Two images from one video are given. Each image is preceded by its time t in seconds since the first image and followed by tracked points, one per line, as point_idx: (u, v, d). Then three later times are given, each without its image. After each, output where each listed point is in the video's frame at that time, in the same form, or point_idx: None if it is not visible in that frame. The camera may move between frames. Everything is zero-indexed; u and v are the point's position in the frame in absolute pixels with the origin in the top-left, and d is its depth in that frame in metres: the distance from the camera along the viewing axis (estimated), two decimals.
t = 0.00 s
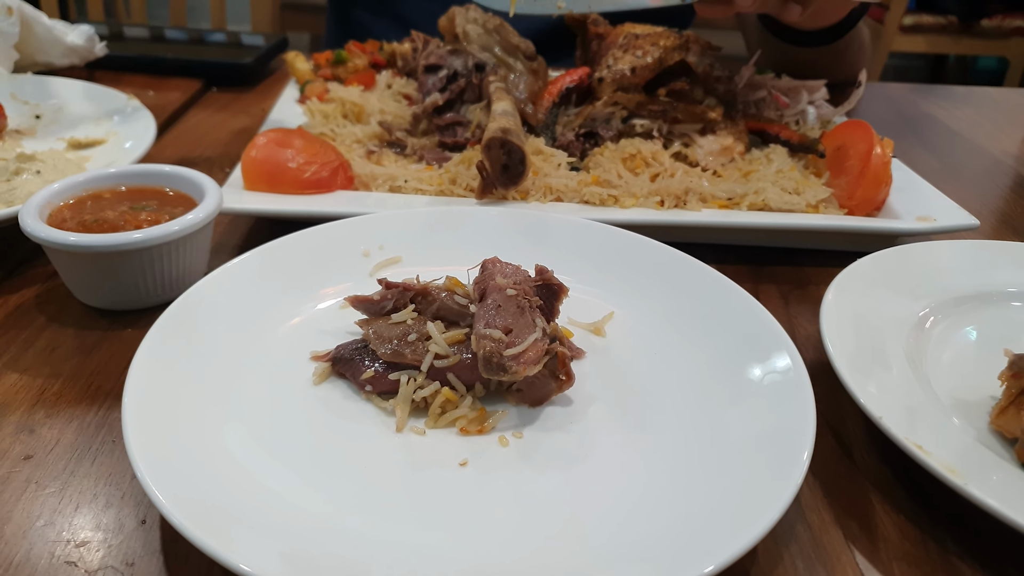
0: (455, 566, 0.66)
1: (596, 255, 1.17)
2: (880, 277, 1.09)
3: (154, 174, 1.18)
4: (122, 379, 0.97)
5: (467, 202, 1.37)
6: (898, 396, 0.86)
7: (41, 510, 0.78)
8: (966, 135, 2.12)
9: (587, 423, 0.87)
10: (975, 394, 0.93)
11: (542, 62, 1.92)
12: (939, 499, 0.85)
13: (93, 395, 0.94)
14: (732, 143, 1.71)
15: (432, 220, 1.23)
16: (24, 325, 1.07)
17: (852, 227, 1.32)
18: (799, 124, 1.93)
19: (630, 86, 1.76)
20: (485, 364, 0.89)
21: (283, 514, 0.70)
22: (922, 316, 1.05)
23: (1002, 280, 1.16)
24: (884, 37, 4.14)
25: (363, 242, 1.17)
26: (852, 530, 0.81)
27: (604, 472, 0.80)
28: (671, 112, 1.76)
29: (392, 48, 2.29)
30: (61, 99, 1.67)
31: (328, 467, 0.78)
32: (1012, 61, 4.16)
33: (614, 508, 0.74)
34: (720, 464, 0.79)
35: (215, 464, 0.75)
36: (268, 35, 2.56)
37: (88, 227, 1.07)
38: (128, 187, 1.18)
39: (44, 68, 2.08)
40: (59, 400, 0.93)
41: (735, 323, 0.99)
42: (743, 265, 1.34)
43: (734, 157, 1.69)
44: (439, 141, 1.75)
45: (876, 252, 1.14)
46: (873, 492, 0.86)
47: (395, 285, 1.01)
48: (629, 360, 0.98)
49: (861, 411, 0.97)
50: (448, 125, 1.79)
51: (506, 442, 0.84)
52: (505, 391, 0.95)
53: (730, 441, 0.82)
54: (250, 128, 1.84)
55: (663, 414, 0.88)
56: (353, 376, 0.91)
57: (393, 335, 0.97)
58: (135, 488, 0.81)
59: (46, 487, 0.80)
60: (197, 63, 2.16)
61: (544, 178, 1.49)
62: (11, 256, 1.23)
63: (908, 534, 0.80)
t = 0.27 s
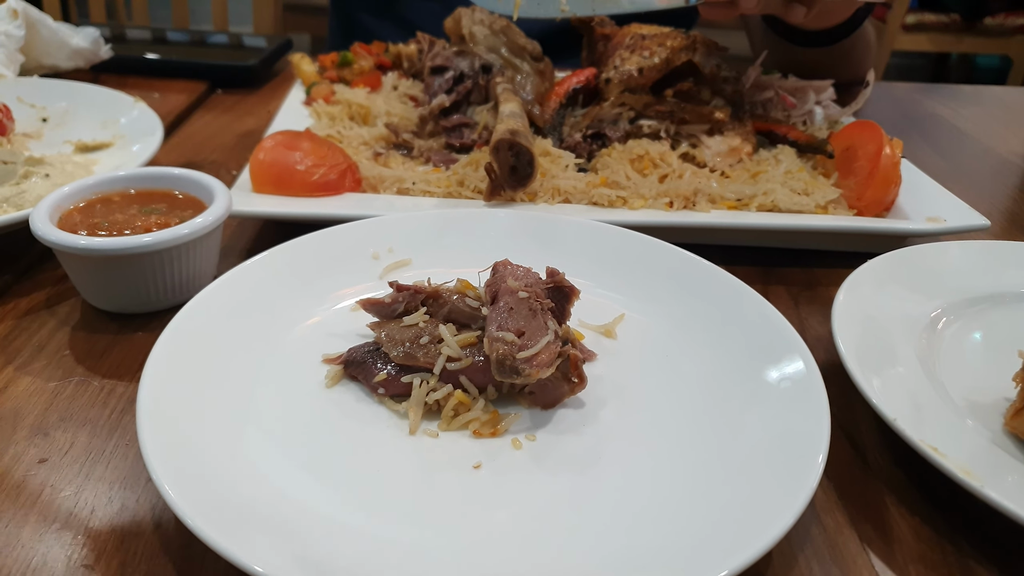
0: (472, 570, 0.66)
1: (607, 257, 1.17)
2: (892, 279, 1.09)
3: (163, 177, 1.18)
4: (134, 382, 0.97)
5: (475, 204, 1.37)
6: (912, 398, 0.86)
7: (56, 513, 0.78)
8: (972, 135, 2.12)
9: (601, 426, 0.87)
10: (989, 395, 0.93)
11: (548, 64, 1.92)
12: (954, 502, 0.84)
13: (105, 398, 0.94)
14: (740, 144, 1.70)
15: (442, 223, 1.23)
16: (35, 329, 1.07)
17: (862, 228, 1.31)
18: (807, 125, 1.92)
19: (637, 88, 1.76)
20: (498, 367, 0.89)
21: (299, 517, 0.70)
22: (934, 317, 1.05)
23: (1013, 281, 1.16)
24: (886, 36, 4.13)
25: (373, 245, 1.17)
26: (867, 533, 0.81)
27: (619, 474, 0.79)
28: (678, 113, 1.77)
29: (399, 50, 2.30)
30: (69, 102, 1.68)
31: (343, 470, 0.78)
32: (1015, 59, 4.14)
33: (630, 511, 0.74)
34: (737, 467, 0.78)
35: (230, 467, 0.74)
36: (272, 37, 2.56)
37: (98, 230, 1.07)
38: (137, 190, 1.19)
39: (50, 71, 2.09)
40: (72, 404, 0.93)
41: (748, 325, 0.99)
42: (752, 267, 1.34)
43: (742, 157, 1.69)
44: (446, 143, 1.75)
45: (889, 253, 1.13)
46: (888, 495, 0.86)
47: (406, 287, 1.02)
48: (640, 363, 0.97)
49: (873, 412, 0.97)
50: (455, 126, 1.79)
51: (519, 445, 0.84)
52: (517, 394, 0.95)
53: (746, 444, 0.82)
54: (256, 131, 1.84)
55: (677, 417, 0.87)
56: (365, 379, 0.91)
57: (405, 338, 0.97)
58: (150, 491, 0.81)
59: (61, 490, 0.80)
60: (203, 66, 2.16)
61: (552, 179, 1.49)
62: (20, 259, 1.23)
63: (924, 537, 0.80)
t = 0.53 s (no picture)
0: (485, 564, 0.66)
1: (613, 250, 1.17)
2: (901, 269, 1.08)
3: (167, 175, 1.18)
4: (141, 380, 0.97)
5: (480, 199, 1.37)
6: (924, 389, 0.85)
7: (65, 512, 0.78)
8: (978, 125, 2.11)
9: (610, 420, 0.87)
10: (999, 385, 0.92)
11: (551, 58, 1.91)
12: (966, 492, 0.84)
13: (113, 397, 0.94)
14: (745, 137, 1.70)
15: (448, 217, 1.22)
16: (41, 328, 1.07)
17: (869, 219, 1.31)
18: (811, 117, 1.92)
19: (641, 81, 1.75)
20: (506, 361, 0.89)
21: (309, 513, 0.70)
22: (943, 307, 1.04)
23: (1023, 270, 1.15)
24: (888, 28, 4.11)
25: (379, 241, 1.17)
26: (879, 524, 0.80)
27: (629, 468, 0.79)
28: (683, 105, 1.76)
29: (400, 46, 2.29)
30: (71, 102, 1.68)
31: (352, 466, 0.77)
32: (1017, 49, 4.12)
33: (641, 504, 0.74)
34: (748, 460, 0.78)
35: (239, 464, 0.74)
36: (273, 35, 2.55)
37: (103, 229, 1.07)
38: (141, 188, 1.18)
39: (51, 71, 2.08)
40: (79, 403, 0.93)
41: (757, 317, 0.98)
42: (759, 259, 1.34)
43: (747, 150, 1.68)
44: (449, 138, 1.74)
45: (900, 243, 1.12)
46: (899, 486, 0.85)
47: (412, 283, 1.01)
48: (649, 356, 0.97)
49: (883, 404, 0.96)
50: (458, 122, 1.79)
51: (528, 439, 0.84)
52: (525, 389, 0.94)
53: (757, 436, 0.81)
54: (259, 128, 1.84)
55: (687, 410, 0.87)
56: (373, 375, 0.91)
57: (412, 334, 0.97)
58: (159, 489, 0.81)
59: (70, 490, 0.80)
60: (204, 64, 2.16)
61: (556, 174, 1.48)
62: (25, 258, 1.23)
63: (936, 528, 0.80)
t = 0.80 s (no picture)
0: (485, 563, 0.66)
1: (611, 248, 1.17)
2: (898, 266, 1.08)
3: (166, 177, 1.18)
4: (140, 381, 0.97)
5: (477, 198, 1.38)
6: (921, 385, 0.86)
7: (66, 513, 0.78)
8: (975, 121, 2.11)
9: (609, 418, 0.87)
10: (997, 380, 0.93)
11: (548, 57, 1.90)
12: (964, 487, 0.84)
13: (112, 398, 0.94)
14: (742, 134, 1.70)
15: (446, 217, 1.23)
16: (41, 330, 1.07)
17: (867, 216, 1.31)
18: (808, 114, 1.92)
19: (638, 79, 1.76)
20: (504, 360, 0.89)
21: (309, 513, 0.70)
22: (940, 303, 1.04)
23: (1020, 265, 1.15)
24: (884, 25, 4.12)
25: (377, 241, 1.17)
26: (878, 520, 0.81)
27: (628, 465, 0.79)
28: (680, 103, 1.76)
29: (398, 46, 2.29)
30: (69, 104, 1.68)
31: (352, 465, 0.78)
32: (1014, 45, 4.12)
33: (641, 501, 0.74)
34: (747, 457, 0.78)
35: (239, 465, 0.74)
36: (270, 36, 2.55)
37: (101, 231, 1.07)
38: (139, 190, 1.18)
39: (50, 73, 2.08)
40: (79, 404, 0.93)
41: (755, 314, 0.98)
42: (757, 256, 1.34)
43: (745, 147, 1.68)
44: (447, 138, 1.75)
45: (898, 239, 1.12)
46: (897, 482, 0.86)
47: (411, 282, 1.01)
48: (647, 353, 0.97)
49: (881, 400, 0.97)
50: (456, 122, 1.79)
51: (527, 437, 0.84)
52: (524, 387, 0.95)
53: (756, 433, 0.81)
54: (257, 129, 1.84)
55: (685, 407, 0.87)
56: (372, 374, 0.91)
57: (411, 333, 0.97)
58: (159, 490, 0.81)
59: (70, 491, 0.81)
60: (201, 65, 2.16)
61: (554, 172, 1.49)
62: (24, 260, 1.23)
63: (934, 523, 0.80)
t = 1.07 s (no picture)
0: (493, 549, 0.67)
1: (616, 243, 1.18)
2: (901, 262, 1.09)
3: (175, 171, 1.19)
4: (150, 372, 0.99)
5: (483, 193, 1.39)
6: (924, 379, 0.87)
7: (78, 500, 0.79)
8: (978, 120, 2.12)
9: (613, 410, 0.88)
10: (999, 375, 0.93)
11: (554, 54, 1.91)
12: (966, 481, 0.85)
13: (122, 388, 0.95)
14: (746, 132, 1.71)
15: (453, 212, 1.24)
16: (50, 322, 1.08)
17: (869, 213, 1.32)
18: (812, 112, 1.93)
19: (642, 77, 1.77)
20: (511, 351, 0.90)
21: (319, 501, 0.71)
22: (943, 299, 1.05)
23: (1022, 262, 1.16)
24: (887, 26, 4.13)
25: (383, 235, 1.18)
26: (880, 512, 0.82)
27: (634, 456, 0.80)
28: (684, 101, 1.77)
29: (403, 43, 2.30)
30: (77, 99, 1.69)
31: (360, 455, 0.79)
32: (1016, 46, 4.12)
33: (646, 492, 0.75)
34: (751, 448, 0.79)
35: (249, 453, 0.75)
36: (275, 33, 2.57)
37: (112, 223, 1.08)
38: (149, 183, 1.19)
39: (58, 69, 2.10)
40: (89, 394, 0.94)
41: (759, 308, 0.99)
42: (760, 253, 1.35)
43: (748, 145, 1.69)
44: (452, 134, 1.76)
45: (900, 236, 1.13)
46: (899, 474, 0.87)
47: (418, 275, 1.03)
48: (652, 347, 0.98)
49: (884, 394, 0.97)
50: (461, 118, 1.80)
51: (533, 428, 0.85)
52: (530, 379, 0.95)
53: (760, 424, 0.82)
54: (263, 125, 1.85)
55: (689, 400, 0.88)
56: (379, 366, 0.92)
57: (418, 325, 0.98)
58: (169, 478, 0.82)
59: (82, 478, 0.82)
60: (208, 62, 2.17)
61: (558, 169, 1.50)
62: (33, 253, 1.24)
63: (936, 515, 0.81)
